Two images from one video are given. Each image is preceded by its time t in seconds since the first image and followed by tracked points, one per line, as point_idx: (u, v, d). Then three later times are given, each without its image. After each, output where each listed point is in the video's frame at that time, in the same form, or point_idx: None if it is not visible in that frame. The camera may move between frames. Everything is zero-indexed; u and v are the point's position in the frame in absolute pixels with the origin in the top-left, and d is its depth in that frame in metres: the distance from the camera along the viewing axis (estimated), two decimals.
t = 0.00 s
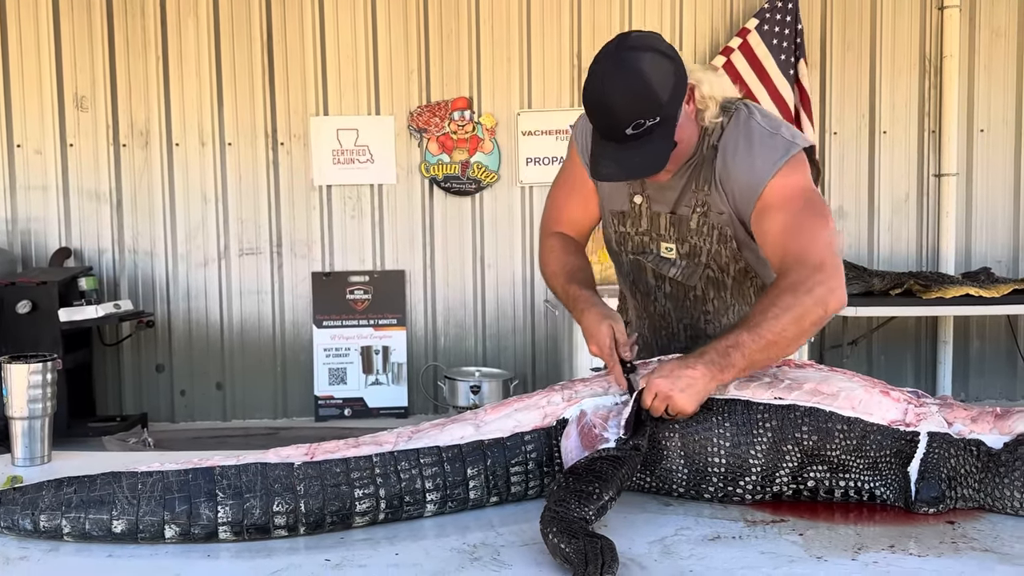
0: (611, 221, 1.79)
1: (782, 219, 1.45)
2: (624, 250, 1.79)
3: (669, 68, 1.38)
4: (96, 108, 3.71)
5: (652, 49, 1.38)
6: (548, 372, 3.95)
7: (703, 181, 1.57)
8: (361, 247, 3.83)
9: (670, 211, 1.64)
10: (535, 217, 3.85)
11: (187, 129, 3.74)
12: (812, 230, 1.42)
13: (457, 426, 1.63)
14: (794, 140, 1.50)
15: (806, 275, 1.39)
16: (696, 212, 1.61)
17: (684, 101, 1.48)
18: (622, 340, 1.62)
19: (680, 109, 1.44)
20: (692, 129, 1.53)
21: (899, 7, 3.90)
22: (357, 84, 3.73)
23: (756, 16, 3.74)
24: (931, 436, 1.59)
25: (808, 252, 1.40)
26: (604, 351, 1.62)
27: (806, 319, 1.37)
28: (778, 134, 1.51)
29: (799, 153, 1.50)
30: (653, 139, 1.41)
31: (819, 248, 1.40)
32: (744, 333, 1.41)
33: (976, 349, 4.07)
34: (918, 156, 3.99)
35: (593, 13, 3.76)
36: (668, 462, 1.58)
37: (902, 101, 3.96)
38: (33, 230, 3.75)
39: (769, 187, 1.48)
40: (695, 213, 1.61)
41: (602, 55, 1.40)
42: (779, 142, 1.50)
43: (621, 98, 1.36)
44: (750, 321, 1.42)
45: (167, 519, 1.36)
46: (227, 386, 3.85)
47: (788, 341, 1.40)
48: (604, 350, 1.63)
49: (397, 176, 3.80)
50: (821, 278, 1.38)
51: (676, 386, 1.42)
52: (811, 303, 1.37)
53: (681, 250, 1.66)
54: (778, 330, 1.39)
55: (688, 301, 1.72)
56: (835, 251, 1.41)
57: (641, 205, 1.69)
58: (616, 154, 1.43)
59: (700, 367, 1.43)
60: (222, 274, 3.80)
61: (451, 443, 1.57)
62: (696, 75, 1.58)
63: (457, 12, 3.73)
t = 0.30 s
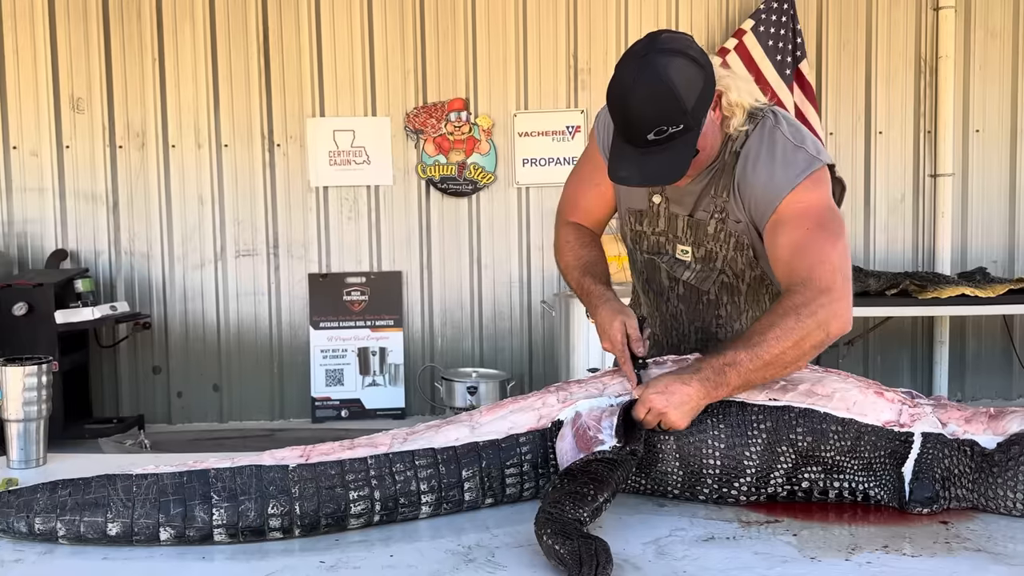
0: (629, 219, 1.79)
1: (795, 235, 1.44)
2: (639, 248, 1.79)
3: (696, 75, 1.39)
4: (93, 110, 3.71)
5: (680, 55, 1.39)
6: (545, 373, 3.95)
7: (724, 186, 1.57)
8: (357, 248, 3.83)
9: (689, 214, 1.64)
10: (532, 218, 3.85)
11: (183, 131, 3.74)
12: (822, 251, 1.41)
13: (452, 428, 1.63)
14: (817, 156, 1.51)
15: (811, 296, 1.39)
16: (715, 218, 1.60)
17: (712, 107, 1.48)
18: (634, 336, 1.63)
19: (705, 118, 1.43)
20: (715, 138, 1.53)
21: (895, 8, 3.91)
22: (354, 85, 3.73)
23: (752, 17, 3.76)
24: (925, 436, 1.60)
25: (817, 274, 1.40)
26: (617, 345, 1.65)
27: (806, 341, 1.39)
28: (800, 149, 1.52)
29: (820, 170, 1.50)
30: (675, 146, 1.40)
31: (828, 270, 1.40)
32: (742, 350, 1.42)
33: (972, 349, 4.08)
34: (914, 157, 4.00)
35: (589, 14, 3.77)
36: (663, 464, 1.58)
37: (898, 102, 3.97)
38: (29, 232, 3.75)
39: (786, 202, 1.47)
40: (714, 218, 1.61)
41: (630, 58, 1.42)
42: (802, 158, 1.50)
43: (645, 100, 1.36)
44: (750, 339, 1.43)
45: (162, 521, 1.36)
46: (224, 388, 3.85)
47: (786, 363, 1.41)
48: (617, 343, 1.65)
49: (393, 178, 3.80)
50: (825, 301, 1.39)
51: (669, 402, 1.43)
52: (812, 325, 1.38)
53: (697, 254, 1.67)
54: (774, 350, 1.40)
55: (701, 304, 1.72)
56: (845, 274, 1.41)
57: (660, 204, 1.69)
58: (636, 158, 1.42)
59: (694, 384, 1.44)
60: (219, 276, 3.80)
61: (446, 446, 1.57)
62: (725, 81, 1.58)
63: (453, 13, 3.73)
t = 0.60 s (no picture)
0: (628, 221, 1.82)
1: (793, 239, 1.42)
2: (639, 250, 1.82)
3: (694, 81, 1.39)
4: (88, 111, 3.71)
5: (678, 60, 1.39)
6: (541, 373, 3.96)
7: (722, 191, 1.57)
8: (353, 248, 3.83)
9: (688, 218, 1.65)
10: (528, 218, 3.86)
11: (179, 131, 3.74)
12: (819, 257, 1.38)
13: (447, 429, 1.64)
14: (813, 162, 1.50)
15: (808, 302, 1.37)
16: (712, 222, 1.61)
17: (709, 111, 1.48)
18: (652, 314, 1.67)
19: (702, 123, 1.44)
20: (713, 142, 1.53)
21: (890, 8, 3.92)
22: (349, 85, 3.73)
23: (747, 18, 3.77)
24: (918, 435, 1.60)
25: (814, 279, 1.37)
26: (634, 325, 1.70)
27: (802, 348, 1.38)
28: (798, 154, 1.51)
29: (818, 174, 1.49)
30: (671, 152, 1.41)
31: (826, 274, 1.37)
32: (737, 358, 1.42)
33: (966, 348, 4.09)
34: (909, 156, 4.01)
35: (585, 16, 3.77)
36: (657, 464, 1.59)
37: (893, 102, 3.98)
38: (25, 233, 3.74)
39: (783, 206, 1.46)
40: (711, 223, 1.62)
41: (627, 63, 1.42)
42: (798, 163, 1.49)
43: (642, 106, 1.36)
44: (745, 346, 1.43)
45: (158, 522, 1.36)
46: (220, 389, 3.85)
47: (782, 370, 1.41)
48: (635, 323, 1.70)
49: (389, 178, 3.81)
50: (822, 307, 1.36)
51: (664, 412, 1.41)
52: (808, 333, 1.37)
53: (696, 258, 1.69)
54: (769, 359, 1.40)
55: (701, 307, 1.75)
56: (843, 280, 1.39)
57: (659, 208, 1.71)
58: (634, 163, 1.44)
59: (689, 393, 1.42)
60: (215, 276, 3.80)
61: (440, 446, 1.58)
62: (723, 86, 1.57)
63: (449, 13, 3.73)
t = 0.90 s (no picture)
0: (623, 225, 1.83)
1: (796, 245, 1.44)
2: (634, 253, 1.83)
3: (689, 87, 1.39)
4: (82, 111, 3.70)
5: (673, 67, 1.39)
6: (537, 372, 3.97)
7: (720, 198, 1.58)
8: (349, 248, 3.83)
9: (684, 222, 1.66)
10: (523, 218, 3.86)
11: (174, 131, 3.73)
12: (824, 263, 1.40)
13: (441, 428, 1.65)
14: (812, 167, 1.50)
15: (815, 308, 1.39)
16: (709, 227, 1.62)
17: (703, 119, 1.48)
18: (616, 344, 1.61)
19: (698, 129, 1.44)
20: (709, 147, 1.53)
21: (884, 7, 3.93)
22: (345, 85, 3.73)
23: (742, 17, 3.78)
24: (910, 434, 1.61)
25: (819, 286, 1.39)
26: (599, 352, 1.64)
27: (809, 352, 1.40)
28: (796, 159, 1.51)
29: (817, 179, 1.49)
30: (666, 159, 1.41)
31: (831, 280, 1.39)
32: (743, 361, 1.43)
33: (961, 347, 4.11)
34: (904, 156, 4.02)
35: (580, 16, 3.78)
36: (651, 463, 1.59)
37: (887, 101, 3.99)
38: (19, 233, 3.74)
39: (783, 212, 1.47)
40: (708, 227, 1.63)
41: (623, 68, 1.42)
42: (796, 168, 1.49)
43: (637, 112, 1.37)
44: (751, 350, 1.45)
45: (152, 522, 1.36)
46: (216, 389, 3.85)
47: (789, 373, 1.42)
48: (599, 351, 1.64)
49: (385, 178, 3.81)
50: (829, 313, 1.39)
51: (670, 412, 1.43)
52: (816, 338, 1.39)
53: (691, 263, 1.70)
54: (776, 363, 1.41)
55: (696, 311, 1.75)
56: (847, 284, 1.40)
57: (654, 212, 1.71)
58: (628, 170, 1.44)
59: (694, 394, 1.44)
60: (210, 276, 3.80)
61: (434, 445, 1.58)
62: (719, 91, 1.56)
63: (444, 13, 3.74)
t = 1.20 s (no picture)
0: (622, 222, 1.83)
1: (801, 252, 1.44)
2: (632, 252, 1.83)
3: (698, 90, 1.39)
4: (78, 110, 3.70)
5: (681, 69, 1.39)
6: (533, 371, 3.97)
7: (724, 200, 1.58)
8: (345, 247, 3.84)
9: (685, 221, 1.66)
10: (518, 217, 3.86)
11: (169, 130, 3.73)
12: (829, 269, 1.41)
13: (437, 425, 1.66)
14: (818, 170, 1.50)
15: (821, 315, 1.40)
16: (710, 227, 1.63)
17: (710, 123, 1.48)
18: (605, 345, 1.60)
19: (704, 132, 1.44)
20: (714, 150, 1.53)
21: (879, 6, 3.94)
22: (340, 84, 3.73)
23: (738, 16, 3.79)
24: (902, 431, 1.63)
25: (825, 292, 1.40)
26: (588, 353, 1.62)
27: (814, 359, 1.41)
28: (802, 162, 1.51)
29: (822, 183, 1.50)
30: (670, 162, 1.42)
31: (836, 287, 1.40)
32: (749, 366, 1.44)
33: (955, 345, 4.12)
34: (898, 154, 4.03)
35: (576, 16, 3.78)
36: (646, 460, 1.59)
37: (882, 100, 4.00)
38: (14, 231, 3.73)
39: (789, 218, 1.47)
40: (709, 227, 1.63)
41: (631, 68, 1.42)
42: (802, 172, 1.50)
43: (643, 115, 1.37)
44: (756, 355, 1.45)
45: (147, 519, 1.37)
46: (212, 387, 3.84)
47: (792, 379, 1.44)
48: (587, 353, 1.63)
49: (381, 177, 3.81)
50: (835, 319, 1.39)
51: (678, 414, 1.46)
52: (820, 345, 1.40)
53: (691, 262, 1.70)
54: (780, 369, 1.43)
55: (694, 309, 1.78)
56: (852, 290, 1.41)
57: (655, 211, 1.71)
58: (633, 172, 1.45)
59: (700, 397, 1.46)
60: (206, 275, 3.79)
61: (429, 443, 1.59)
62: (725, 94, 1.56)
63: (439, 12, 3.74)
